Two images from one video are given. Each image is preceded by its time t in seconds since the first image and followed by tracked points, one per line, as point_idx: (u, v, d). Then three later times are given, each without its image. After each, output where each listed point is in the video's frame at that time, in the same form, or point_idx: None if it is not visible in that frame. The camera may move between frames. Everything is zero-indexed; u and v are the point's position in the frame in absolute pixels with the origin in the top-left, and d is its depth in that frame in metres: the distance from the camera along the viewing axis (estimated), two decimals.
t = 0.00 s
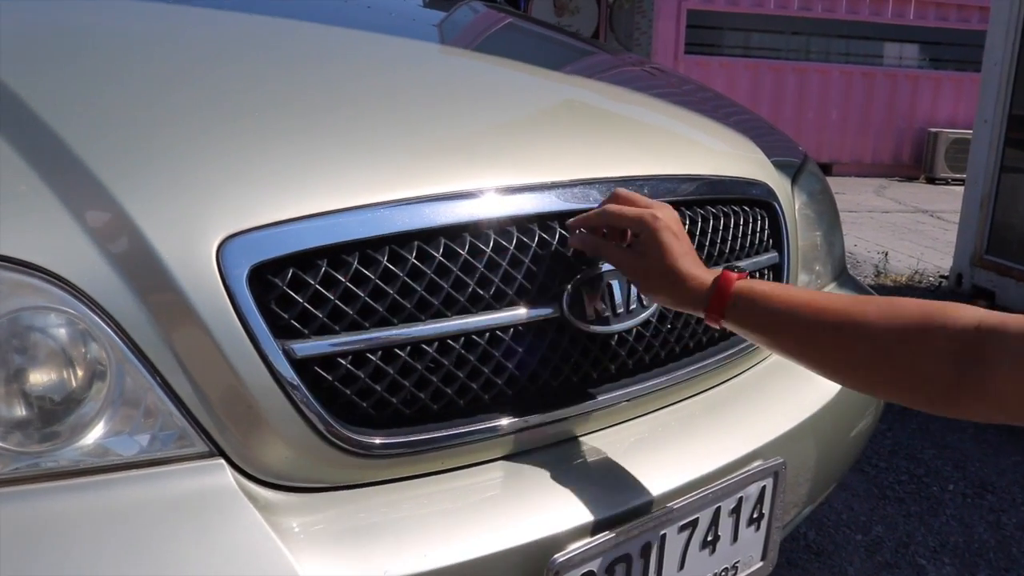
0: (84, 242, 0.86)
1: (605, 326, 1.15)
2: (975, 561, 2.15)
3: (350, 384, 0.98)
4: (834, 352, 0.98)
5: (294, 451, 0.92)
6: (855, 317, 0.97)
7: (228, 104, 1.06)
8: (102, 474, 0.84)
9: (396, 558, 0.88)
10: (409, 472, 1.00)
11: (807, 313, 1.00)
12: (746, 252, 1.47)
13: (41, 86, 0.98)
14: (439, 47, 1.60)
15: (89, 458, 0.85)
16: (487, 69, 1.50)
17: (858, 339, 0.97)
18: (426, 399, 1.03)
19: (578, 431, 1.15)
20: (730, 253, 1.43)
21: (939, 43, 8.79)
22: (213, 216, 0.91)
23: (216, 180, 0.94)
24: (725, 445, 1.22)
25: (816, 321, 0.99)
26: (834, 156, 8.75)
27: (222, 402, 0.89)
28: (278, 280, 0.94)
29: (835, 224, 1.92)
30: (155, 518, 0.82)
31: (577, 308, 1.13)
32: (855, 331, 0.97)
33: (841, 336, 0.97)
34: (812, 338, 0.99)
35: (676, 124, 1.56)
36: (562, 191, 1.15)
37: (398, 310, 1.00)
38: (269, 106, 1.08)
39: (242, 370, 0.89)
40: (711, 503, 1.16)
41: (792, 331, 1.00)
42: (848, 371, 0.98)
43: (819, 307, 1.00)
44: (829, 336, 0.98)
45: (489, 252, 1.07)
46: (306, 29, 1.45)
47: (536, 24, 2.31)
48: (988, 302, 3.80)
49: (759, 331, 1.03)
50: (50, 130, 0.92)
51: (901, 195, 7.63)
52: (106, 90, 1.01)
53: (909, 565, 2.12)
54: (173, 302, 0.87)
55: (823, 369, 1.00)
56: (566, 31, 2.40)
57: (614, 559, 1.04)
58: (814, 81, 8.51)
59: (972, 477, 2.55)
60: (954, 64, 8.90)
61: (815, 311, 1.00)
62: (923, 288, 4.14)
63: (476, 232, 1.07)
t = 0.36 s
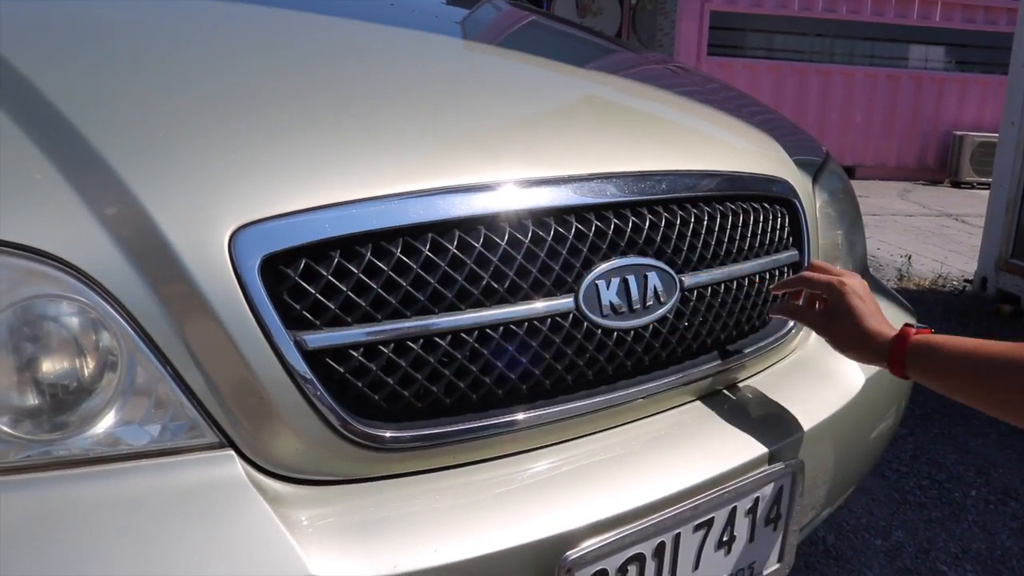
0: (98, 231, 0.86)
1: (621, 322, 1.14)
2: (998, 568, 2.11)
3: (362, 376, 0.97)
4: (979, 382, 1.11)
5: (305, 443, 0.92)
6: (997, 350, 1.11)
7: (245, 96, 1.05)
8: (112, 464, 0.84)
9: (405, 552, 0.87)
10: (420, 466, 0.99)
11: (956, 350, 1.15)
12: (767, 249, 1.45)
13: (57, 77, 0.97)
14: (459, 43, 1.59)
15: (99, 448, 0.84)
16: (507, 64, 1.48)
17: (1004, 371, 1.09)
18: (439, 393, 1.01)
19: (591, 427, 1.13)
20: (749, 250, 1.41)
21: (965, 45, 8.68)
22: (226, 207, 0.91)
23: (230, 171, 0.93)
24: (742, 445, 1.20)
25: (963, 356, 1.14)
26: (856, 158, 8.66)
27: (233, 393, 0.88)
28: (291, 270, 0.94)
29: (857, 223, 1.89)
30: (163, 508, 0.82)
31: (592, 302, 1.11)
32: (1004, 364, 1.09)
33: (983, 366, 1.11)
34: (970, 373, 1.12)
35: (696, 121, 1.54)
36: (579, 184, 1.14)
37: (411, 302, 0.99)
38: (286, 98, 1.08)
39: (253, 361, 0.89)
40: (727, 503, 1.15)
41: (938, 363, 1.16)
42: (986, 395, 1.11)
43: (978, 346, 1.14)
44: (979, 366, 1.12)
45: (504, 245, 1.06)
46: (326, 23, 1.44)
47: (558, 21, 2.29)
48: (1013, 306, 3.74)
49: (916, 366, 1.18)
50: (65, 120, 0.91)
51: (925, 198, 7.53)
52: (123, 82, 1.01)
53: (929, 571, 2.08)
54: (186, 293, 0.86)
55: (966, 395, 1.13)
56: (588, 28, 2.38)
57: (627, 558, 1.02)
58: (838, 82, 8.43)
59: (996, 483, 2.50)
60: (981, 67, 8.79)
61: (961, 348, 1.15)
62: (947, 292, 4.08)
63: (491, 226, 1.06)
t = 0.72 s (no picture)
0: (101, 234, 0.86)
1: (623, 326, 1.14)
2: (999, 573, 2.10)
3: (363, 379, 0.97)
4: (907, 466, 0.91)
5: (305, 446, 0.92)
6: (893, 430, 0.91)
7: (248, 99, 1.06)
8: (114, 466, 0.84)
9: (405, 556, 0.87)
10: (421, 469, 0.99)
11: (865, 426, 0.91)
12: (769, 254, 1.45)
13: (62, 78, 0.98)
14: (463, 45, 1.59)
15: (101, 450, 0.84)
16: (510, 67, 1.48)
17: (936, 463, 0.91)
18: (440, 396, 1.01)
19: (592, 431, 1.13)
20: (751, 254, 1.41)
21: (969, 50, 8.68)
22: (230, 209, 0.91)
23: (234, 174, 0.93)
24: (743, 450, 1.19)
25: (863, 433, 0.91)
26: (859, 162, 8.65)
27: (235, 397, 0.88)
28: (293, 273, 0.94)
29: (859, 228, 1.89)
30: (165, 511, 0.82)
31: (593, 306, 1.11)
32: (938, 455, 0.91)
33: (893, 452, 0.91)
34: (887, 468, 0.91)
35: (699, 125, 1.54)
36: (581, 188, 1.14)
37: (413, 306, 0.99)
38: (290, 101, 1.08)
39: (255, 365, 0.89)
40: (728, 508, 1.14)
41: (851, 442, 0.91)
42: (916, 486, 0.92)
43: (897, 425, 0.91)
44: (908, 453, 0.91)
45: (506, 249, 1.06)
46: (330, 25, 1.44)
47: (562, 25, 2.29)
48: (1016, 312, 3.74)
49: (800, 433, 0.93)
50: (69, 122, 0.92)
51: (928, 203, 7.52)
52: (127, 84, 1.01)
53: None
54: (189, 295, 0.87)
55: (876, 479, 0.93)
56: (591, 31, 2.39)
57: (628, 563, 1.02)
58: (841, 86, 8.43)
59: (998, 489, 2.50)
60: (985, 71, 8.78)
61: (866, 426, 0.91)
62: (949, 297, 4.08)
63: (493, 229, 1.06)
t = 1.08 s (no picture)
0: (102, 237, 0.86)
1: (623, 330, 1.14)
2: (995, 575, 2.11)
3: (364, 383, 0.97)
4: (693, 457, 0.82)
5: (306, 450, 0.92)
6: (640, 405, 0.84)
7: (249, 102, 1.06)
8: (115, 469, 0.84)
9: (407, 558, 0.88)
10: (422, 471, 0.99)
11: (596, 409, 0.86)
12: (767, 257, 1.46)
13: (62, 81, 0.98)
14: (462, 49, 1.59)
15: (102, 453, 0.84)
16: (508, 70, 1.49)
17: (712, 439, 0.81)
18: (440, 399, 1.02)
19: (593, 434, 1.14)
20: (749, 258, 1.41)
21: (964, 53, 8.71)
22: (231, 213, 0.91)
23: (234, 177, 0.94)
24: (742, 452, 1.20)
25: (619, 415, 0.85)
26: (855, 164, 8.68)
27: (236, 400, 0.88)
28: (294, 277, 0.94)
29: (857, 231, 1.90)
30: (165, 514, 0.82)
31: (593, 309, 1.12)
32: (666, 421, 0.83)
33: (681, 430, 0.82)
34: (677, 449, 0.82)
35: (697, 128, 1.55)
36: (581, 192, 1.14)
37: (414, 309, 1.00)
38: (289, 104, 1.08)
39: (256, 368, 0.89)
40: (727, 510, 1.15)
41: (617, 432, 0.85)
42: (732, 476, 0.81)
43: (628, 396, 0.85)
44: (649, 431, 0.83)
45: (506, 252, 1.06)
46: (329, 28, 1.45)
47: (560, 28, 2.30)
48: (1011, 314, 3.75)
49: (556, 431, 0.88)
50: (70, 125, 0.92)
51: (923, 205, 7.55)
52: (127, 87, 1.01)
53: None
54: (190, 299, 0.87)
55: (692, 475, 0.83)
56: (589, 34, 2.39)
57: (628, 565, 1.03)
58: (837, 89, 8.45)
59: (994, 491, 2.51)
60: (979, 74, 8.81)
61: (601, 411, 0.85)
62: (945, 300, 4.09)
63: (494, 232, 1.06)
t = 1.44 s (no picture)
0: (98, 238, 0.85)
1: (620, 329, 1.14)
2: (982, 572, 2.13)
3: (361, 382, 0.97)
4: (757, 444, 0.87)
5: (304, 450, 0.91)
6: (708, 396, 0.90)
7: (240, 101, 1.05)
8: (112, 471, 0.83)
9: (404, 556, 0.87)
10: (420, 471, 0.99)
11: (664, 399, 0.91)
12: (760, 257, 1.46)
13: (53, 81, 0.97)
14: (450, 48, 1.59)
15: (97, 455, 0.84)
16: (499, 70, 1.49)
17: (771, 426, 0.86)
18: (438, 400, 1.02)
19: (590, 433, 1.14)
20: (743, 257, 1.42)
21: (948, 54, 8.78)
22: (227, 212, 0.91)
23: (230, 176, 0.93)
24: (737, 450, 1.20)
25: (684, 404, 0.91)
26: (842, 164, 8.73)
27: (234, 401, 0.88)
28: (291, 277, 0.94)
29: (846, 230, 1.91)
30: (163, 514, 0.82)
31: (590, 309, 1.12)
32: (724, 410, 0.89)
33: (744, 419, 0.88)
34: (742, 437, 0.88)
35: (688, 128, 1.55)
36: (576, 192, 1.14)
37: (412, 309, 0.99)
38: (282, 104, 1.08)
39: (254, 369, 0.89)
40: (723, 507, 1.15)
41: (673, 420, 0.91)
42: (785, 463, 0.86)
43: (688, 386, 0.91)
44: (709, 419, 0.89)
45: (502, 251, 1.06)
46: (319, 27, 1.44)
47: (548, 27, 2.30)
48: (995, 312, 3.79)
49: (627, 420, 0.93)
50: (64, 124, 0.91)
51: (908, 205, 7.60)
52: (118, 86, 1.01)
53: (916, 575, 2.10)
54: (187, 299, 0.86)
55: (751, 461, 0.88)
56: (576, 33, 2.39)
57: (625, 563, 1.03)
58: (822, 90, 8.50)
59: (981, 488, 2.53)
60: (963, 75, 8.89)
61: (668, 400, 0.91)
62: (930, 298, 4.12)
63: (490, 232, 1.06)
